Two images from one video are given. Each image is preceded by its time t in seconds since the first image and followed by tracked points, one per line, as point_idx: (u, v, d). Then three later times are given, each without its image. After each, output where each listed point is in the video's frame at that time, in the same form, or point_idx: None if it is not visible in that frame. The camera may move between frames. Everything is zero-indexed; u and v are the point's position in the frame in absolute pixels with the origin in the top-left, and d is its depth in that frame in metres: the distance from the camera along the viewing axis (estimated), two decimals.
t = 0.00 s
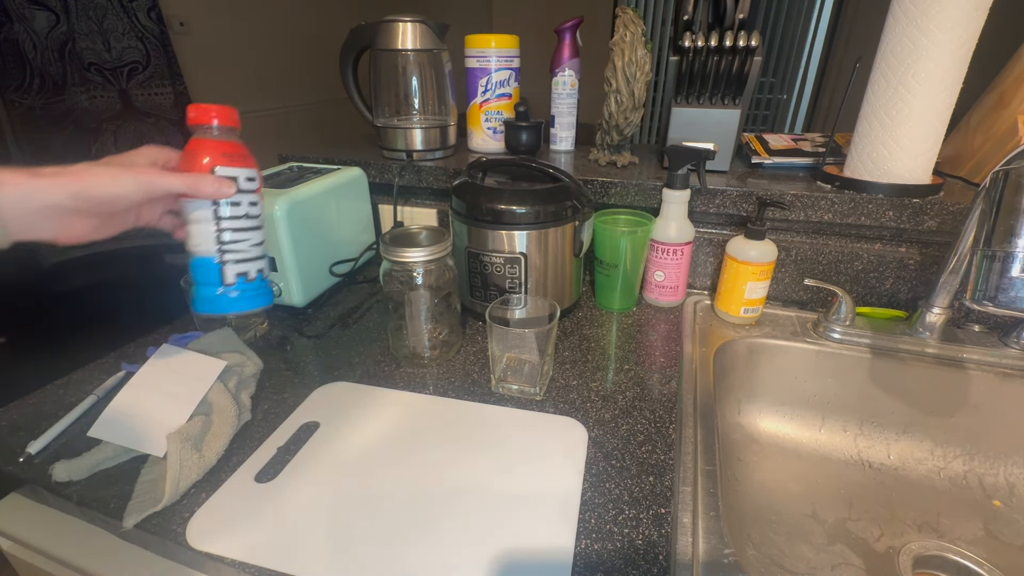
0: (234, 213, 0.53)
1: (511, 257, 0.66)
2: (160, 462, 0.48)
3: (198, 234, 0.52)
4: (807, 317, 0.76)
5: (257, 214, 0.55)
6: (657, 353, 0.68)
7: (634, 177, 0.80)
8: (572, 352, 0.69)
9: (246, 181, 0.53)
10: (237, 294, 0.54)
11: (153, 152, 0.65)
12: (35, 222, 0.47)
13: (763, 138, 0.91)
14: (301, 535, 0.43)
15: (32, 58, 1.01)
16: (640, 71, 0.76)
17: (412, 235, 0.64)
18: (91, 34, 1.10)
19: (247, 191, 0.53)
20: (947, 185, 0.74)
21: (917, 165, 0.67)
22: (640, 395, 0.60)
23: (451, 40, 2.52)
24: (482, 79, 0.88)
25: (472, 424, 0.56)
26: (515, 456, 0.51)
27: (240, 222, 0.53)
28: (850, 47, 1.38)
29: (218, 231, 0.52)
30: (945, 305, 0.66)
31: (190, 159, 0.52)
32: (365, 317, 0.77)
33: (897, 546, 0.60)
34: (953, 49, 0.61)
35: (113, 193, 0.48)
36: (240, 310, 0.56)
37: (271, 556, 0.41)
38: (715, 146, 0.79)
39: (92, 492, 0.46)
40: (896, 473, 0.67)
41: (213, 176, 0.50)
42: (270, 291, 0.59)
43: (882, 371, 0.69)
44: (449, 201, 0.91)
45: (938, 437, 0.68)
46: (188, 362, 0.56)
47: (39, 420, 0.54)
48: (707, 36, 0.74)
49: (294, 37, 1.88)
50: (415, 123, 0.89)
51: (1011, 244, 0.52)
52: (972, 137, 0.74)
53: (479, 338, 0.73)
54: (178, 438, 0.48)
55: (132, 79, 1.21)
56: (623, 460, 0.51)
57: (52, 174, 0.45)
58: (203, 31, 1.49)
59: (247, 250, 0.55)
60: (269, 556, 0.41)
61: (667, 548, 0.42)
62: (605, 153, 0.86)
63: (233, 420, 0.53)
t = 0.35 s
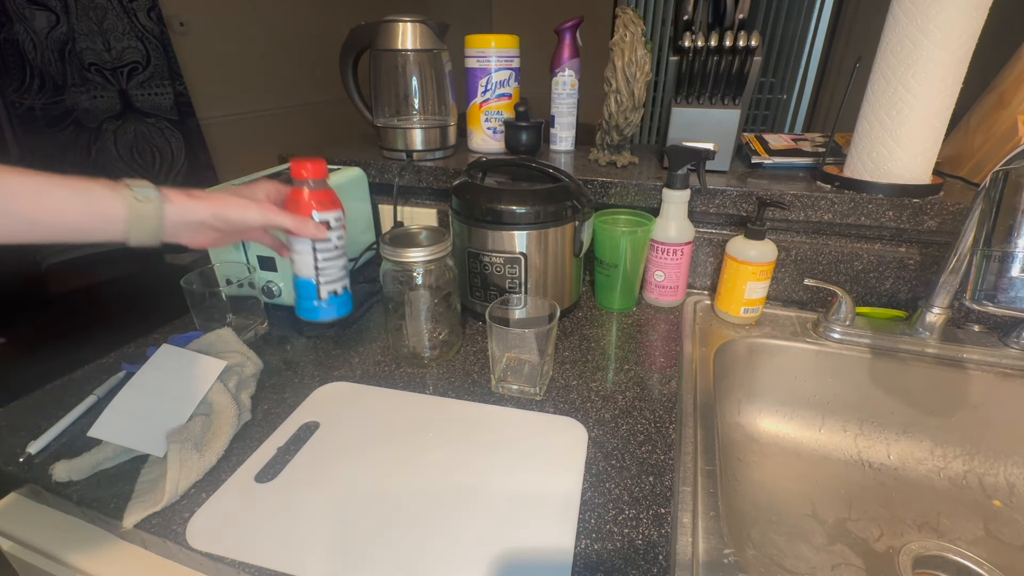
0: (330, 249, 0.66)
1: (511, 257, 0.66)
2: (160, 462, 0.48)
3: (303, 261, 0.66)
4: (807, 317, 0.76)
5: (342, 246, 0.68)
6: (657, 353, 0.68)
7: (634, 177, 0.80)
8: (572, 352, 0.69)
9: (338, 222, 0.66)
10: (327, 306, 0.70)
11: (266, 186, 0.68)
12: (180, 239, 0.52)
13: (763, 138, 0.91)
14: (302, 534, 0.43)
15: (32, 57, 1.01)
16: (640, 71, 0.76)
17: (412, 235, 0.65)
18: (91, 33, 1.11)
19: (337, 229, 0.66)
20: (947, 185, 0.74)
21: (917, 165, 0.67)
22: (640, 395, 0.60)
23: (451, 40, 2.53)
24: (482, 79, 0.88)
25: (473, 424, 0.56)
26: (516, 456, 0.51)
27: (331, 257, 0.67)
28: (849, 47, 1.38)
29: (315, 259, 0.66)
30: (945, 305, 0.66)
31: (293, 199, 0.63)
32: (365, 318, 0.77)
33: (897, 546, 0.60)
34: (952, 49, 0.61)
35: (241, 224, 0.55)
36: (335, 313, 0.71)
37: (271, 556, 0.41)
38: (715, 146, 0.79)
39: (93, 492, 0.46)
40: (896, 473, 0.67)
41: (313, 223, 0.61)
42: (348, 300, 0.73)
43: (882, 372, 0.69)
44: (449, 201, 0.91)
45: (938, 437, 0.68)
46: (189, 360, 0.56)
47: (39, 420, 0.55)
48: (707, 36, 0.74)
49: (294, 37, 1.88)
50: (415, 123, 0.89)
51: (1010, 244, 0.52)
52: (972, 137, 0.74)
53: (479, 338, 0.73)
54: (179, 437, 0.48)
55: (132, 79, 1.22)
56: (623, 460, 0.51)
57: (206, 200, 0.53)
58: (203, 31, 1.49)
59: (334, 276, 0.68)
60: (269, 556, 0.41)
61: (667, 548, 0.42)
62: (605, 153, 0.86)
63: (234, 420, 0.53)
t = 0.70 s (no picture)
0: (329, 299, 0.61)
1: (511, 257, 0.66)
2: (160, 462, 0.48)
3: (304, 310, 0.63)
4: (807, 317, 0.76)
5: (344, 293, 0.63)
6: (657, 353, 0.68)
7: (634, 177, 0.80)
8: (572, 352, 0.69)
9: (335, 274, 0.61)
10: (336, 347, 0.66)
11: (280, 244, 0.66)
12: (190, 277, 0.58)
13: (763, 138, 0.91)
14: (303, 533, 0.43)
15: (32, 57, 1.02)
16: (640, 71, 0.76)
17: (412, 235, 0.65)
18: (91, 33, 1.12)
19: (335, 280, 0.61)
20: (947, 185, 0.74)
21: (917, 165, 0.67)
22: (639, 395, 0.60)
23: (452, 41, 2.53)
24: (482, 79, 0.88)
25: (473, 424, 0.56)
26: (516, 456, 0.51)
27: (332, 304, 0.62)
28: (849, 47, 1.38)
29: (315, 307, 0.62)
30: (945, 305, 0.66)
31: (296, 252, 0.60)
32: (365, 318, 0.77)
33: (897, 546, 0.60)
34: (952, 49, 0.61)
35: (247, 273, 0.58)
36: (345, 356, 0.67)
37: (271, 556, 0.41)
38: (715, 146, 0.79)
39: (92, 492, 0.46)
40: (896, 473, 0.67)
41: (309, 280, 0.59)
42: (356, 338, 0.68)
43: (882, 372, 0.69)
44: (450, 201, 0.91)
45: (938, 437, 0.68)
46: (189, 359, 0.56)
47: (39, 420, 0.55)
48: (707, 36, 0.74)
49: (294, 37, 1.88)
50: (415, 123, 0.89)
51: (1010, 244, 0.52)
52: (972, 137, 0.74)
53: (479, 338, 0.73)
54: (179, 438, 0.48)
55: (132, 79, 1.23)
56: (623, 460, 0.51)
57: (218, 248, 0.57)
58: (203, 31, 1.50)
59: (335, 320, 0.64)
60: (269, 556, 0.41)
61: (667, 548, 0.42)
62: (605, 153, 0.86)
63: (234, 420, 0.53)
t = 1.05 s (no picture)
0: (328, 298, 0.61)
1: (511, 257, 0.66)
2: (160, 462, 0.48)
3: (304, 309, 0.63)
4: (807, 317, 0.76)
5: (345, 293, 0.63)
6: (657, 352, 0.68)
7: (634, 177, 0.80)
8: (572, 351, 0.69)
9: (335, 275, 0.61)
10: (336, 347, 0.66)
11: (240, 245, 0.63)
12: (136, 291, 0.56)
13: (763, 138, 0.91)
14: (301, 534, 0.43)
15: (33, 58, 1.02)
16: (640, 71, 0.76)
17: (412, 235, 0.64)
18: (91, 34, 1.12)
19: (335, 280, 0.61)
20: (946, 185, 0.74)
21: (917, 165, 0.67)
22: (639, 395, 0.60)
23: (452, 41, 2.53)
24: (482, 79, 0.88)
25: (472, 424, 0.56)
26: (516, 457, 0.51)
27: (333, 304, 0.62)
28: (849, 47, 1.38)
29: (315, 306, 0.62)
30: (945, 305, 0.66)
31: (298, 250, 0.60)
32: (365, 318, 0.77)
33: (897, 546, 0.60)
34: (953, 49, 0.61)
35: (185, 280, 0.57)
36: (345, 355, 0.67)
37: (271, 556, 0.41)
38: (715, 146, 0.79)
39: (92, 492, 0.46)
40: (896, 473, 0.67)
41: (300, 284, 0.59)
42: (356, 338, 0.68)
43: (882, 372, 0.69)
44: (450, 201, 0.91)
45: (938, 437, 0.68)
46: (186, 359, 0.56)
47: (39, 420, 0.54)
48: (707, 36, 0.74)
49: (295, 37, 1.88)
50: (415, 123, 0.89)
51: (1010, 244, 0.52)
52: (972, 137, 0.74)
53: (479, 338, 0.73)
54: (179, 438, 0.48)
55: (132, 79, 1.22)
56: (623, 459, 0.51)
57: (155, 241, 0.56)
58: (203, 31, 1.50)
59: (336, 320, 0.64)
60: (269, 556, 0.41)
61: (667, 548, 0.42)
62: (605, 153, 0.86)
63: (234, 420, 0.53)
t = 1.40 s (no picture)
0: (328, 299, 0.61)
1: (511, 257, 0.66)
2: (160, 462, 0.48)
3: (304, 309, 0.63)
4: (807, 317, 0.76)
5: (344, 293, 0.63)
6: (657, 353, 0.68)
7: (634, 177, 0.80)
8: (572, 351, 0.69)
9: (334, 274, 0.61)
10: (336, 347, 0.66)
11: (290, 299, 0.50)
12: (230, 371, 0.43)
13: (763, 138, 0.91)
14: (301, 535, 0.43)
15: (33, 58, 1.03)
16: (640, 71, 0.76)
17: (412, 235, 0.64)
18: (91, 34, 1.12)
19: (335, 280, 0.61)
20: (947, 185, 0.74)
21: (917, 165, 0.67)
22: (640, 395, 0.60)
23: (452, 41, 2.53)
24: (482, 79, 0.88)
25: (472, 425, 0.56)
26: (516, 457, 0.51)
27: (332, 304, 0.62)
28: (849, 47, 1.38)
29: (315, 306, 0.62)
30: (945, 305, 0.66)
31: (298, 250, 0.60)
32: (365, 318, 0.77)
33: (897, 546, 0.60)
34: (953, 49, 0.61)
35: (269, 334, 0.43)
36: (345, 356, 0.68)
37: (271, 556, 0.41)
38: (715, 146, 0.79)
39: (92, 493, 0.46)
40: (896, 473, 0.67)
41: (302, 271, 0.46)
42: (356, 338, 0.68)
43: (882, 371, 0.69)
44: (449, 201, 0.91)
45: (938, 437, 0.68)
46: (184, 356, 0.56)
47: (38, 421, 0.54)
48: (707, 36, 0.74)
49: (295, 37, 1.88)
50: (415, 123, 0.89)
51: (1010, 244, 0.52)
52: (972, 137, 0.74)
53: (479, 338, 0.73)
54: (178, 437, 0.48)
55: (132, 79, 1.23)
56: (623, 460, 0.51)
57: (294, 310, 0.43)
58: (203, 31, 1.50)
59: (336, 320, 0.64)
60: (269, 556, 0.41)
61: (667, 548, 0.42)
62: (605, 153, 0.86)
63: (234, 420, 0.53)
